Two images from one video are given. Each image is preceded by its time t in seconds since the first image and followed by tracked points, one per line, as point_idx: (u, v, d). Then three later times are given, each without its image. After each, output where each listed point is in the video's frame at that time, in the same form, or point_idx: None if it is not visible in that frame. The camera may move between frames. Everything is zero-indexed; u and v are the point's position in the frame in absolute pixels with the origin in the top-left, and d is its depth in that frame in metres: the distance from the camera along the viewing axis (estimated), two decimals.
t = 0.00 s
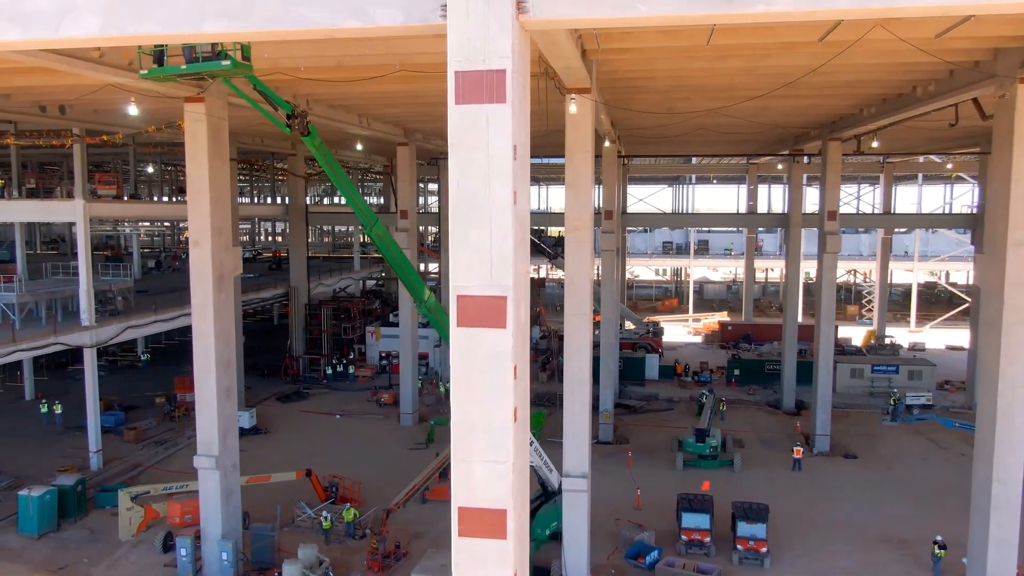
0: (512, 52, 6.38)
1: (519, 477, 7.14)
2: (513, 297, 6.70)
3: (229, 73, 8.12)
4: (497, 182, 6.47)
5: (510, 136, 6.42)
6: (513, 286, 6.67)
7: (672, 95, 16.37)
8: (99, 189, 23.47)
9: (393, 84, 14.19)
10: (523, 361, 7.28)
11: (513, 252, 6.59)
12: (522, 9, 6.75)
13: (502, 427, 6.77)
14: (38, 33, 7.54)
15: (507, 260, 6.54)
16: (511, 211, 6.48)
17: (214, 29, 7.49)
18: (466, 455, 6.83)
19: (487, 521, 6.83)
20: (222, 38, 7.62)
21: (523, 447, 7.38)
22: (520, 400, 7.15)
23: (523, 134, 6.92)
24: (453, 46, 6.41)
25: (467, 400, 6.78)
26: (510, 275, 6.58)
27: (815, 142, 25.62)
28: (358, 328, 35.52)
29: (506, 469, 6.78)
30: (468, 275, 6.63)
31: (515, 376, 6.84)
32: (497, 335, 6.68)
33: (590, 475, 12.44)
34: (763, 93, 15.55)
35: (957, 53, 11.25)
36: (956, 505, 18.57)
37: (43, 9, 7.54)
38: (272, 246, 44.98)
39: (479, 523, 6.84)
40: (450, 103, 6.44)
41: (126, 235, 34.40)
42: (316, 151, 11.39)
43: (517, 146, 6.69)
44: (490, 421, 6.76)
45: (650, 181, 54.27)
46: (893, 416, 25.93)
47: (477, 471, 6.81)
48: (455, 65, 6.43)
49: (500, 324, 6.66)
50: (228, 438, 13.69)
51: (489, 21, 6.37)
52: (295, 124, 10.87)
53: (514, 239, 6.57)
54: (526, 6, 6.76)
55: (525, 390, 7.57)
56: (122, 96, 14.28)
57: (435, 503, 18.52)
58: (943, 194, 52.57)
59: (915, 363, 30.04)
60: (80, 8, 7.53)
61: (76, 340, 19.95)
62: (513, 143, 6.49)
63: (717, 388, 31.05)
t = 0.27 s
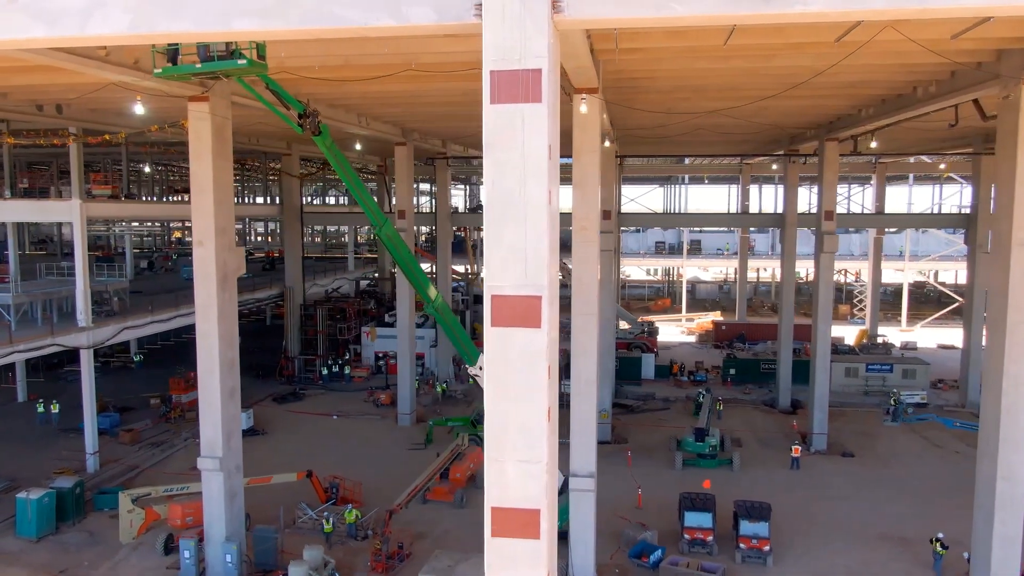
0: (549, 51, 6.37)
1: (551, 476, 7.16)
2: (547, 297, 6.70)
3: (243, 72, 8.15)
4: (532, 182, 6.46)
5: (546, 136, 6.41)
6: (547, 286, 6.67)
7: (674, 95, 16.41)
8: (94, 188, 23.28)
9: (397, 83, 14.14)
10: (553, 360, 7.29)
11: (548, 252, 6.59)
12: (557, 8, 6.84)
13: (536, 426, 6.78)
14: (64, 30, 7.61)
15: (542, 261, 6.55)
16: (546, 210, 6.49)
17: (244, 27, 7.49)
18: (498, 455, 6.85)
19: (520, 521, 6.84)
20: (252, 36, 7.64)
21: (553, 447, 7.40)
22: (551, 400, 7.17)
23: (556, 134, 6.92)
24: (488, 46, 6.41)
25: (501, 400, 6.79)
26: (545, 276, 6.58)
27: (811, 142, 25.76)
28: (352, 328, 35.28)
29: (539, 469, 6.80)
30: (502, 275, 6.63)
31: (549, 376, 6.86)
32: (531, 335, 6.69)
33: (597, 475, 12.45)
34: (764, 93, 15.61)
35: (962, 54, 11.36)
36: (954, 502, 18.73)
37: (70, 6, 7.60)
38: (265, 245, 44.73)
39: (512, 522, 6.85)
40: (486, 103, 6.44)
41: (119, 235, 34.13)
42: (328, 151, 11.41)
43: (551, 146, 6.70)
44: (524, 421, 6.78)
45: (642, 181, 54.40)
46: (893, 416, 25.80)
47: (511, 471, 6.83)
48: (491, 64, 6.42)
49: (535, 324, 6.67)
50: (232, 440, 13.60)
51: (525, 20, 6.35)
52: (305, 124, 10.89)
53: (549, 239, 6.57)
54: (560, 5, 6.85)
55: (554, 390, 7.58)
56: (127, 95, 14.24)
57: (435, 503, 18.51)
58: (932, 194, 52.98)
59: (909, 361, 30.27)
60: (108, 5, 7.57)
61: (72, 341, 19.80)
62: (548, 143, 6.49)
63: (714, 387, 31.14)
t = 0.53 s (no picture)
0: (578, 51, 6.31)
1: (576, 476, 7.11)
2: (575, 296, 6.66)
3: (254, 70, 8.19)
4: (561, 181, 6.41)
5: (575, 134, 6.35)
6: (575, 286, 6.62)
7: (672, 95, 16.48)
8: (86, 187, 23.03)
9: (397, 83, 14.09)
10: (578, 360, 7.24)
11: (577, 251, 6.54)
12: (587, 7, 6.86)
13: (564, 426, 6.72)
14: (81, 28, 7.51)
15: (571, 260, 6.49)
16: (575, 209, 6.43)
17: (268, 26, 7.34)
18: (526, 455, 6.80)
19: (547, 521, 6.80)
20: (277, 35, 7.48)
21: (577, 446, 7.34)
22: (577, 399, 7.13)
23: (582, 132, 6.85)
24: (517, 45, 6.35)
25: (529, 401, 6.73)
26: (574, 276, 6.53)
27: (802, 143, 25.96)
28: (343, 328, 35.05)
29: (567, 469, 6.75)
30: (531, 275, 6.57)
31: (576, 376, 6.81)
32: (559, 335, 6.64)
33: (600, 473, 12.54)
34: (761, 94, 15.72)
35: (960, 56, 11.51)
36: (946, 499, 18.96)
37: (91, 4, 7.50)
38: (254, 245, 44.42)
39: (540, 522, 6.81)
40: (515, 102, 6.38)
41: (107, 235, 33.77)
42: (334, 150, 11.34)
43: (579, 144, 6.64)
44: (552, 421, 6.73)
45: (631, 181, 54.57)
46: (890, 416, 25.77)
47: (538, 471, 6.78)
48: (520, 62, 6.36)
49: (564, 324, 6.61)
50: (231, 442, 13.50)
51: (555, 19, 6.30)
52: (312, 124, 10.85)
53: (578, 238, 6.51)
54: (590, 4, 6.87)
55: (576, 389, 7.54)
56: (126, 93, 14.10)
57: (432, 504, 18.47)
58: (918, 194, 53.56)
59: (897, 360, 30.60)
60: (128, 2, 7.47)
61: (64, 342, 19.60)
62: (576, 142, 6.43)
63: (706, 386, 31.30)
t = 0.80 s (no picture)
0: (608, 49, 6.38)
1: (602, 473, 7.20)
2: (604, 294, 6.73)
3: (263, 68, 7.99)
4: (591, 180, 6.48)
5: (605, 133, 6.40)
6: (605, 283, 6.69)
7: (669, 95, 16.56)
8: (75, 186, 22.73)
9: (397, 82, 14.03)
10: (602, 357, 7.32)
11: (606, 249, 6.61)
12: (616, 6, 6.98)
13: (594, 424, 6.81)
14: (104, 24, 7.51)
15: (601, 258, 6.57)
16: (605, 207, 6.50)
17: (294, 22, 7.36)
18: (555, 453, 6.90)
19: (574, 520, 6.89)
20: (301, 31, 7.49)
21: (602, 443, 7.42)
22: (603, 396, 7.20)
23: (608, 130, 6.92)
24: (549, 44, 6.41)
25: (558, 400, 6.82)
26: (603, 274, 6.60)
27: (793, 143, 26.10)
28: (335, 328, 34.85)
29: (596, 467, 6.85)
30: (561, 273, 6.65)
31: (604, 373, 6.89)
32: (589, 333, 6.71)
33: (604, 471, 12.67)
34: (758, 95, 15.83)
35: (958, 57, 11.63)
36: (938, 496, 19.18)
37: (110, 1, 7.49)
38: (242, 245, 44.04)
39: (570, 520, 6.89)
40: (545, 100, 6.44)
41: (94, 235, 33.35)
42: (340, 149, 11.20)
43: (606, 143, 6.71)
44: (581, 419, 6.81)
45: (621, 181, 54.70)
46: (886, 416, 25.90)
47: (567, 469, 6.87)
48: (551, 61, 6.41)
49: (593, 323, 6.67)
50: (230, 443, 13.39)
51: (586, 18, 6.37)
52: (319, 122, 10.76)
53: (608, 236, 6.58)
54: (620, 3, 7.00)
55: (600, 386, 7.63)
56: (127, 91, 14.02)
57: (428, 504, 18.40)
58: (904, 194, 54.10)
59: (886, 358, 30.90)
60: None
61: (56, 343, 19.41)
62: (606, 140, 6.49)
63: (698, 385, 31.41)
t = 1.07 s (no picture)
0: (637, 48, 6.37)
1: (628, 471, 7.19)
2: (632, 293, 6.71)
3: (275, 67, 8.02)
4: (620, 178, 6.46)
5: (635, 131, 6.39)
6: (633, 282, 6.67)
7: (668, 95, 16.59)
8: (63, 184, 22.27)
9: (397, 81, 13.96)
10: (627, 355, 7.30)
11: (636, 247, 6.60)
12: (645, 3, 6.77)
13: (623, 423, 6.80)
14: (124, 19, 7.30)
15: (631, 256, 6.54)
16: (635, 205, 6.49)
17: (320, 20, 7.22)
18: (583, 452, 6.87)
19: (605, 520, 6.88)
20: (327, 29, 7.35)
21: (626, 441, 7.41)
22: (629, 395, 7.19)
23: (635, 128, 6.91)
24: (579, 42, 6.38)
25: (587, 399, 6.81)
26: (633, 272, 6.59)
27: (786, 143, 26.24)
28: (327, 329, 34.56)
29: (625, 466, 6.83)
30: (589, 271, 6.63)
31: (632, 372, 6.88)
32: (618, 332, 6.69)
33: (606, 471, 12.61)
34: (756, 95, 15.91)
35: (958, 58, 11.76)
36: (933, 493, 19.35)
37: None
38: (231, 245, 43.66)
39: (598, 519, 6.89)
40: (575, 98, 6.42)
41: (82, 235, 32.99)
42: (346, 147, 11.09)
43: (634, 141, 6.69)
44: (610, 418, 6.80)
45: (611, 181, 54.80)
46: (885, 416, 25.92)
47: (596, 468, 6.85)
48: (581, 59, 6.39)
49: (622, 322, 6.65)
50: (230, 444, 13.28)
51: (616, 16, 6.35)
52: (327, 120, 10.67)
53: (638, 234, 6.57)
54: None
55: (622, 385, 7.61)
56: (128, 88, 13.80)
57: (426, 505, 18.32)
58: (890, 194, 54.59)
59: (877, 356, 31.15)
60: None
61: (47, 344, 19.20)
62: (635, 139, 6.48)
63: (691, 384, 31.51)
